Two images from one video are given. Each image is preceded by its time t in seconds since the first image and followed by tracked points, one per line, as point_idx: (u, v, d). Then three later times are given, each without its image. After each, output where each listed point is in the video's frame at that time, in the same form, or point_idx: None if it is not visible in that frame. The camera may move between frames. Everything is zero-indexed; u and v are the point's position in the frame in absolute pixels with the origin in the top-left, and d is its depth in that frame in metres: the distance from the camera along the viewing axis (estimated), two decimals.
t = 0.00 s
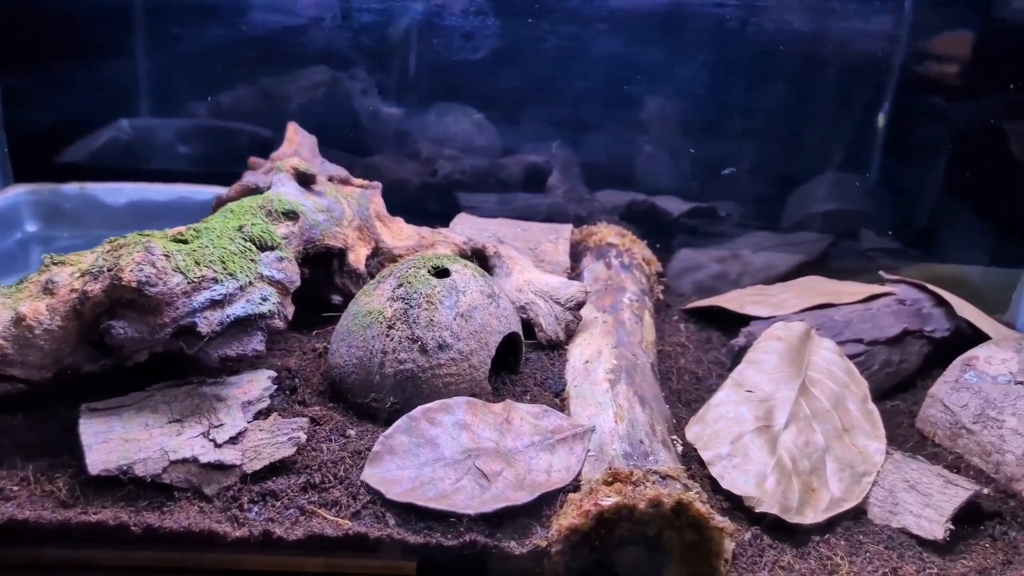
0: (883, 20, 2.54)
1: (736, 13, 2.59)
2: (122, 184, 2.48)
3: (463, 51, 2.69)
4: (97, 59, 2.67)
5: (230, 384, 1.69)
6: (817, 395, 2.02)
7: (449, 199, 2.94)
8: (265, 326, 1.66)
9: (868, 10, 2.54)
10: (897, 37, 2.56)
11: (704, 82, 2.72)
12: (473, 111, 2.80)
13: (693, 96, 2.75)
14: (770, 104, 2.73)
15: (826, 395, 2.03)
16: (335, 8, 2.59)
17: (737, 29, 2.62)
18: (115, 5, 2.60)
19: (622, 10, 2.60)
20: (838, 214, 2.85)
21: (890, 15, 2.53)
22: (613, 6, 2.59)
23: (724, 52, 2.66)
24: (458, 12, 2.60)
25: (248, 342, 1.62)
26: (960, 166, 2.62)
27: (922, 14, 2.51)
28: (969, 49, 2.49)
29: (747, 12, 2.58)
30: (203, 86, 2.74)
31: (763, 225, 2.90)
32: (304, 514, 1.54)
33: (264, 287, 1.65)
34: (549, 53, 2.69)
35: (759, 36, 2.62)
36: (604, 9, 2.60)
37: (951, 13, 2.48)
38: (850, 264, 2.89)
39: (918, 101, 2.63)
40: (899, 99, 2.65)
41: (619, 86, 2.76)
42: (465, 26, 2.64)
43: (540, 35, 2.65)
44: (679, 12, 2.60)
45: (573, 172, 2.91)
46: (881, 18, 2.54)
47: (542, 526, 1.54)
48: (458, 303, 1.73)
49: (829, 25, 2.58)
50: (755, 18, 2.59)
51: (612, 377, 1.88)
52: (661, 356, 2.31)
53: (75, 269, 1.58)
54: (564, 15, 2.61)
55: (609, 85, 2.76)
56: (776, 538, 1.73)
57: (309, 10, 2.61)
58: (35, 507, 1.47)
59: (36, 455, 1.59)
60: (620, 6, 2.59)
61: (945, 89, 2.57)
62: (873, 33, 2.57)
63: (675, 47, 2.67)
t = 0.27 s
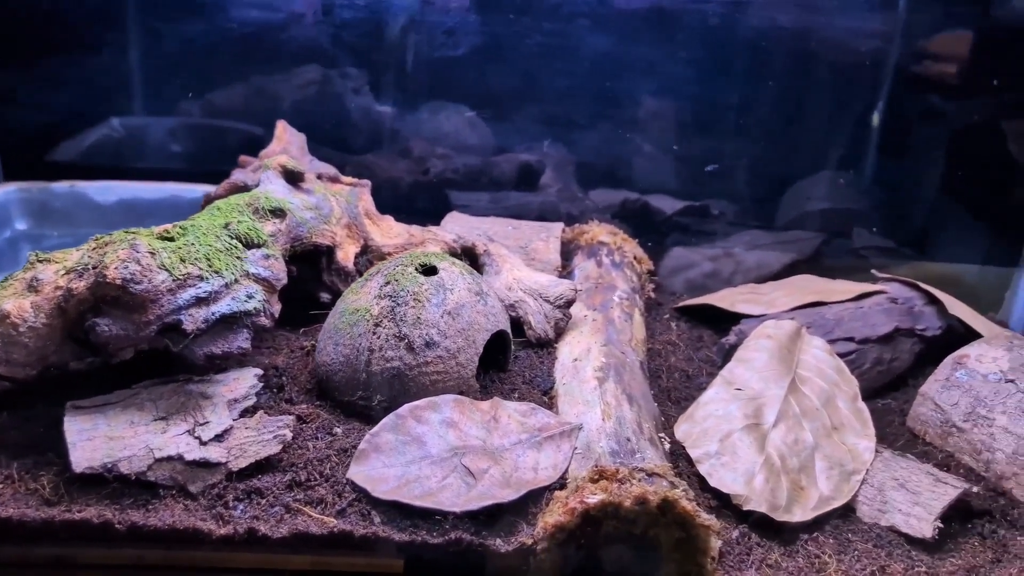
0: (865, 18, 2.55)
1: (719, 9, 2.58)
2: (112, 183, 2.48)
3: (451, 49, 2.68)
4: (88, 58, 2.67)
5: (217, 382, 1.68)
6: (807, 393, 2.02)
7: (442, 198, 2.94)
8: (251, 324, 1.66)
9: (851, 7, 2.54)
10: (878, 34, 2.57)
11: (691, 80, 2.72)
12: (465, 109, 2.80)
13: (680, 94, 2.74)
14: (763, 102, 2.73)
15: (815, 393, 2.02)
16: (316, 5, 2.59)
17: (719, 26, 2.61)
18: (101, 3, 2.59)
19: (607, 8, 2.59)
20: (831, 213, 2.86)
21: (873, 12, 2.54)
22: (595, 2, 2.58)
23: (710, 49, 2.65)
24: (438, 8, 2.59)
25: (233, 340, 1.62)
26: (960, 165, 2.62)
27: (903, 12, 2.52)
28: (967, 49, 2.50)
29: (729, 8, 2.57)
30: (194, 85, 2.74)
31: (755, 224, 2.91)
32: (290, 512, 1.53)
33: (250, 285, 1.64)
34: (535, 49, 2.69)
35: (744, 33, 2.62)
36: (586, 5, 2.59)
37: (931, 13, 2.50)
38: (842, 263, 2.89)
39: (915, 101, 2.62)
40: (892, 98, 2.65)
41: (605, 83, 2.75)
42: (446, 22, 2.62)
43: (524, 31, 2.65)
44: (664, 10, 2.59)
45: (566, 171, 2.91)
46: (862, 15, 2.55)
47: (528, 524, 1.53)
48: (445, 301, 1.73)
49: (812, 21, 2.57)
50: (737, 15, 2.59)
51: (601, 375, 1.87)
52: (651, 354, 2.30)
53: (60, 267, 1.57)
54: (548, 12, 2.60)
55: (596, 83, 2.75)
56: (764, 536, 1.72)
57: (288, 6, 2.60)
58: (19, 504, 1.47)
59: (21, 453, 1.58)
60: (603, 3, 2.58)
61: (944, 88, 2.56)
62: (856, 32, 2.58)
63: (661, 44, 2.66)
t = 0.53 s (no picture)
0: (845, 12, 2.56)
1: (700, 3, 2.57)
2: (103, 179, 2.52)
3: (439, 45, 2.68)
4: (78, 56, 2.66)
5: (203, 377, 1.68)
6: (795, 388, 2.02)
7: (434, 195, 2.94)
8: (238, 319, 1.65)
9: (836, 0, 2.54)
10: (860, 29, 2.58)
11: (677, 76, 2.71)
12: (457, 107, 2.80)
13: (668, 90, 2.74)
14: (755, 99, 2.73)
15: (805, 389, 2.02)
16: None
17: (701, 19, 2.60)
18: None
19: (591, 3, 2.59)
20: (823, 211, 2.86)
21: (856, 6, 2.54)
22: None
23: (695, 43, 2.65)
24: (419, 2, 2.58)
25: (219, 335, 1.61)
26: (958, 166, 2.62)
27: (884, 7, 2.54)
28: (966, 48, 2.49)
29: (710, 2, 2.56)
30: (186, 83, 2.74)
31: (747, 220, 2.90)
32: (275, 507, 1.54)
33: (236, 280, 1.64)
34: (520, 45, 2.68)
35: (728, 27, 2.61)
36: None
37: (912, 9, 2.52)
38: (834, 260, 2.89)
39: (912, 99, 2.64)
40: (887, 97, 2.67)
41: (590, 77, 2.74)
42: (427, 16, 2.61)
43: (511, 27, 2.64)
44: (650, 6, 2.59)
45: (559, 168, 2.91)
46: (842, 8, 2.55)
47: (514, 518, 1.53)
48: (433, 297, 1.73)
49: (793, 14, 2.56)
50: (720, 8, 2.58)
51: (588, 370, 1.87)
52: (641, 351, 2.30)
53: (46, 262, 1.56)
54: (532, 6, 2.59)
55: (582, 79, 2.75)
56: (751, 532, 1.73)
57: None
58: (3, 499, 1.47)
59: (7, 448, 1.58)
60: None
61: (941, 86, 2.57)
62: (837, 26, 2.59)
63: (648, 40, 2.66)
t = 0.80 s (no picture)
0: (829, 6, 2.53)
1: None
2: (95, 177, 2.53)
3: (430, 43, 2.68)
4: (71, 54, 2.66)
5: (191, 373, 1.68)
6: (786, 386, 2.02)
7: (427, 193, 2.94)
8: (225, 316, 1.65)
9: None
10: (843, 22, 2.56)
11: (665, 73, 2.71)
12: (450, 105, 2.80)
13: (658, 88, 2.74)
14: (749, 97, 2.71)
15: (795, 387, 2.02)
16: None
17: (693, 18, 2.61)
18: None
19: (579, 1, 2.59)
20: (817, 209, 2.86)
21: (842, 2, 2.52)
22: None
23: (683, 39, 2.65)
24: None
25: (207, 332, 1.61)
26: (955, 166, 2.65)
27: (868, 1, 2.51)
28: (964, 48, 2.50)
29: None
30: (179, 81, 2.74)
31: (740, 219, 2.90)
32: (262, 503, 1.54)
33: (224, 276, 1.64)
34: (509, 42, 2.68)
35: (716, 23, 2.61)
36: None
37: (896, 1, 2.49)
38: (826, 258, 2.90)
39: (909, 100, 2.62)
40: (880, 96, 2.63)
41: (581, 75, 2.74)
42: (409, 12, 2.61)
43: (504, 26, 2.64)
44: (641, 4, 2.59)
45: (552, 167, 2.91)
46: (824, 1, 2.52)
47: (501, 515, 1.53)
48: (421, 294, 1.73)
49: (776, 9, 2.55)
50: (710, 5, 2.58)
51: (578, 367, 1.87)
52: (631, 348, 2.30)
53: (34, 258, 1.56)
54: (524, 5, 2.59)
55: (572, 77, 2.75)
56: (739, 529, 1.73)
57: None
58: None
59: None
60: None
61: (939, 87, 2.57)
62: (819, 20, 2.56)
63: (640, 38, 2.66)
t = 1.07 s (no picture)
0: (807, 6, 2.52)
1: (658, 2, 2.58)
2: (81, 179, 2.72)
3: (416, 45, 2.67)
4: (59, 54, 2.65)
5: (171, 375, 1.68)
6: (770, 387, 2.01)
7: (416, 193, 2.94)
8: (206, 317, 1.65)
9: None
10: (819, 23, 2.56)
11: (651, 73, 2.71)
12: (439, 106, 2.79)
13: (645, 89, 2.74)
14: (743, 97, 2.72)
15: (780, 388, 2.02)
16: None
17: (682, 19, 2.60)
18: None
19: (565, 2, 2.59)
20: (807, 209, 2.86)
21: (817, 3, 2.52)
22: None
23: (668, 39, 2.65)
24: None
25: (187, 333, 1.61)
26: (950, 166, 2.67)
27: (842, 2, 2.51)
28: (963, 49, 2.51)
29: None
30: (167, 81, 2.73)
31: (729, 219, 2.90)
32: (241, 505, 1.53)
33: (204, 278, 1.64)
34: (494, 42, 2.67)
35: (706, 24, 2.61)
36: None
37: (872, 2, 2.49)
38: (814, 258, 2.91)
39: (906, 100, 2.63)
40: (874, 96, 2.65)
41: (570, 76, 2.74)
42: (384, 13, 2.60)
43: (492, 26, 2.63)
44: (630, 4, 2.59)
45: (542, 167, 2.91)
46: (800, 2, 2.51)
47: (481, 516, 1.54)
48: (403, 295, 1.72)
49: (751, 11, 2.56)
50: (699, 7, 2.57)
51: (561, 368, 1.87)
52: (617, 349, 2.30)
53: (13, 260, 1.55)
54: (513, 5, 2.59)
55: (558, 78, 2.74)
56: (721, 530, 1.73)
57: None
58: None
59: None
60: None
61: (936, 87, 2.59)
62: (801, 22, 2.56)
63: (629, 39, 2.66)
